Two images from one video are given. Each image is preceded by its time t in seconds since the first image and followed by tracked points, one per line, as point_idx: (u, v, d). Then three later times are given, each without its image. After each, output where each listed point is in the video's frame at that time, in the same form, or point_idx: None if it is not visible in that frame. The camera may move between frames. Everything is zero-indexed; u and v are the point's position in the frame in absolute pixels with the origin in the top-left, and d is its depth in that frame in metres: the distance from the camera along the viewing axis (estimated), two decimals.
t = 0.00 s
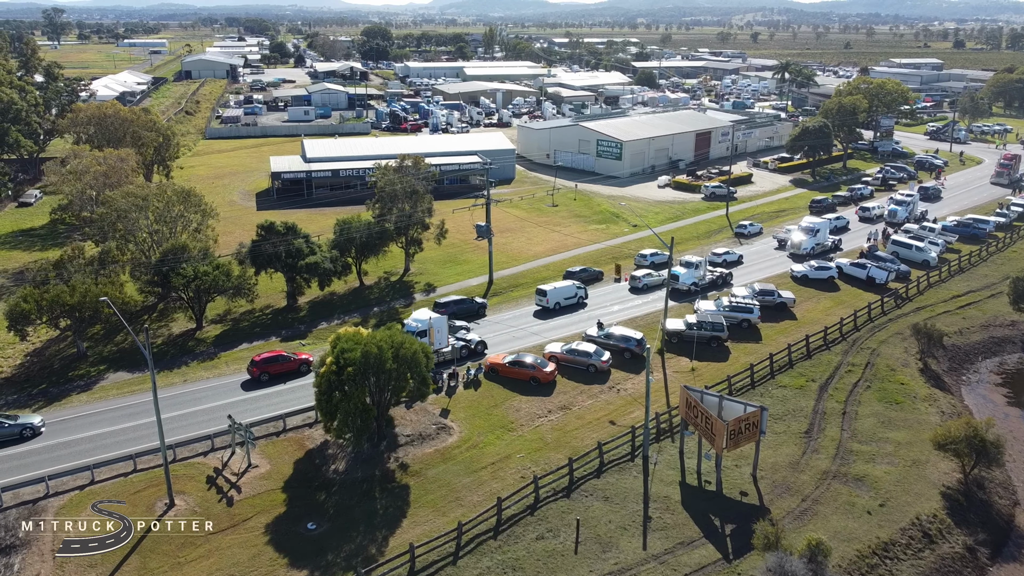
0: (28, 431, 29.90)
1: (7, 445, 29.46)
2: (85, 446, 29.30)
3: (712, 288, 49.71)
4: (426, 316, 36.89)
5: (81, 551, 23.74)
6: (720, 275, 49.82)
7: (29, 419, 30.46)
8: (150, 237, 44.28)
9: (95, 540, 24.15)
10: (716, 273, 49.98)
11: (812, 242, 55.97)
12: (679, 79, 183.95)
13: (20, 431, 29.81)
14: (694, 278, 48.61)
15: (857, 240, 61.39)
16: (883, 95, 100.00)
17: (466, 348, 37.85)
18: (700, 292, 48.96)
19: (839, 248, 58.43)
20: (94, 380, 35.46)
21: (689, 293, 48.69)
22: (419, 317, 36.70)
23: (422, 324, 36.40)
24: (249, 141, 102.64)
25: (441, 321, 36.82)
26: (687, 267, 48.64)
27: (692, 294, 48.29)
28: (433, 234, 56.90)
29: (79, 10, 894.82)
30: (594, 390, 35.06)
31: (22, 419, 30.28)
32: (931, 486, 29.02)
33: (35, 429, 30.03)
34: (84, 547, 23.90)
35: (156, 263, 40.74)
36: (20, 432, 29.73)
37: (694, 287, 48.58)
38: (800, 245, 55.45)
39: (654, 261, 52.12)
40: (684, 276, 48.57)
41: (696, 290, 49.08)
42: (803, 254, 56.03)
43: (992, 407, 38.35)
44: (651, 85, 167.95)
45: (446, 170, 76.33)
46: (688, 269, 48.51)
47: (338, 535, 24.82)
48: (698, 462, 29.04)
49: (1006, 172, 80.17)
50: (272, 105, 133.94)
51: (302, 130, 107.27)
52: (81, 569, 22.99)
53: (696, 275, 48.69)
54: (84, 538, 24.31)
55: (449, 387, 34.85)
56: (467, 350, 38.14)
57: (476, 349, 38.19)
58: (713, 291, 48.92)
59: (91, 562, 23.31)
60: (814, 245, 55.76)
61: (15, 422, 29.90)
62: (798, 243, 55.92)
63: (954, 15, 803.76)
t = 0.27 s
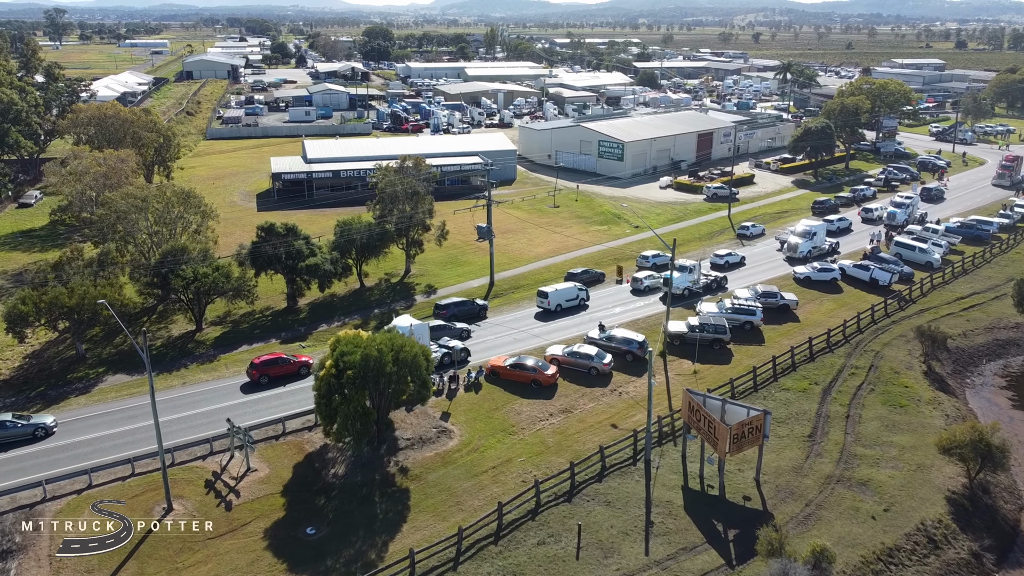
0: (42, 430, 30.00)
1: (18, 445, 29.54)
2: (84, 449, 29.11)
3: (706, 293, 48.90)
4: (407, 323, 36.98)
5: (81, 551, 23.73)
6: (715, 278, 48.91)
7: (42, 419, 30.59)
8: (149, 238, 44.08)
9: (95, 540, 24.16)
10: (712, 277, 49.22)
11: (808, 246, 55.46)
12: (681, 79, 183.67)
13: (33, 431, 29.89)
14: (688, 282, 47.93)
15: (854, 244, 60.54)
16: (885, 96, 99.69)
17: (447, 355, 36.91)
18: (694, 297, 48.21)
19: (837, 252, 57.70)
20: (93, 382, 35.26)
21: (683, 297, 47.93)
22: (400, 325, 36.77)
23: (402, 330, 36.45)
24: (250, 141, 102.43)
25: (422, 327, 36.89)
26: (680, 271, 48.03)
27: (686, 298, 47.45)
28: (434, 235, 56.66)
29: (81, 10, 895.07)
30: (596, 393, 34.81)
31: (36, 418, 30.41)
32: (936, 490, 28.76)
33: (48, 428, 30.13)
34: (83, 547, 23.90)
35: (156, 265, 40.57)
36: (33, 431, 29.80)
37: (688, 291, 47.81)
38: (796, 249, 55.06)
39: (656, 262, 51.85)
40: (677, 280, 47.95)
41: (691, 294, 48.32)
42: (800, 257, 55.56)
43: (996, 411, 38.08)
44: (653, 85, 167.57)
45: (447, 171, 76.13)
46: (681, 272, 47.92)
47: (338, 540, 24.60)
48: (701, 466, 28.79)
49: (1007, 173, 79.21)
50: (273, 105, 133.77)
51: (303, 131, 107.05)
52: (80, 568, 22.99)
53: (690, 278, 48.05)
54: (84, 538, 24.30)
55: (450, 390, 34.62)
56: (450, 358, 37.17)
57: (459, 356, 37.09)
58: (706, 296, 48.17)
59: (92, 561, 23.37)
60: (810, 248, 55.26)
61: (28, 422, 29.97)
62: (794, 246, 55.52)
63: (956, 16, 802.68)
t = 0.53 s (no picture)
0: (51, 431, 29.97)
1: (28, 446, 29.51)
2: (82, 453, 28.89)
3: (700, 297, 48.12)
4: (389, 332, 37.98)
5: (81, 551, 23.74)
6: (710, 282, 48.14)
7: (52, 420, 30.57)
8: (148, 239, 43.86)
9: (95, 540, 24.16)
10: (706, 281, 48.34)
11: (805, 249, 54.85)
12: (682, 80, 183.39)
13: (42, 432, 29.85)
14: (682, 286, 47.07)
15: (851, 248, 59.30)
16: (887, 96, 99.30)
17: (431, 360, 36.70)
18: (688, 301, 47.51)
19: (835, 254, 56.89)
20: (91, 385, 35.01)
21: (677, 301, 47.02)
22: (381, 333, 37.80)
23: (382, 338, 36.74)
24: (251, 142, 102.25)
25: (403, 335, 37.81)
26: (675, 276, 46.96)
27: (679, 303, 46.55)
28: (434, 236, 56.42)
29: (82, 10, 895.40)
30: (597, 396, 34.57)
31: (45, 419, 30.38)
32: (941, 495, 28.48)
33: (58, 429, 30.09)
34: (83, 547, 23.90)
35: (155, 266, 40.35)
36: (42, 432, 29.76)
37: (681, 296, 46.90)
38: (793, 251, 54.41)
39: (658, 264, 51.63)
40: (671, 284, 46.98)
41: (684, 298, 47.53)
42: (797, 260, 54.93)
43: (1001, 414, 37.79)
44: (655, 85, 167.18)
45: (448, 172, 75.90)
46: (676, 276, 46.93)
47: (337, 545, 24.35)
48: (704, 470, 28.53)
49: (1010, 175, 78.53)
50: (274, 106, 133.58)
51: (304, 131, 106.81)
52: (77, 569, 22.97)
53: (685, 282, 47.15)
54: (84, 539, 24.30)
55: (450, 393, 34.37)
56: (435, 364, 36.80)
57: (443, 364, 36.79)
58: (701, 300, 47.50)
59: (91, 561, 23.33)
60: (807, 251, 54.64)
61: (38, 423, 29.94)
62: (791, 249, 54.86)
63: (958, 16, 801.94)
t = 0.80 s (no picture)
0: (62, 433, 29.92)
1: (38, 447, 29.47)
2: (79, 458, 28.64)
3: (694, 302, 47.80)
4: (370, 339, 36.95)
5: (81, 551, 23.77)
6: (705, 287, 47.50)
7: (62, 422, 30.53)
8: (147, 241, 43.60)
9: (95, 540, 24.18)
10: (700, 286, 48.10)
11: (802, 253, 53.92)
12: (684, 81, 182.94)
13: (52, 433, 29.80)
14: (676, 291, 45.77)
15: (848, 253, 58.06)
16: (890, 97, 98.77)
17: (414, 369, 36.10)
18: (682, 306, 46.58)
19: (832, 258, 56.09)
20: (88, 388, 34.72)
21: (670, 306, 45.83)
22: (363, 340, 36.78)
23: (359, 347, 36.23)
24: (252, 143, 102.00)
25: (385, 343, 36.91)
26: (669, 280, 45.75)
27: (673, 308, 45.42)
28: (435, 238, 56.08)
29: (83, 11, 896.37)
30: (599, 400, 34.23)
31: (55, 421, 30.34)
32: (948, 502, 28.12)
33: (68, 431, 30.04)
34: (83, 547, 23.94)
35: (154, 268, 40.06)
36: (52, 434, 29.71)
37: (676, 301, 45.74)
38: (790, 255, 53.42)
39: (660, 266, 51.48)
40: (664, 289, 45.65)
41: (678, 303, 46.52)
42: (794, 264, 53.93)
43: (1007, 419, 37.41)
44: (656, 86, 166.75)
45: (449, 173, 75.59)
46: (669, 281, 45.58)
47: (336, 553, 24.03)
48: (707, 476, 28.19)
49: (1012, 177, 77.58)
50: (275, 106, 133.30)
51: (305, 132, 106.54)
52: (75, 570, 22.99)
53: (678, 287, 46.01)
54: (83, 539, 24.34)
55: (450, 397, 34.03)
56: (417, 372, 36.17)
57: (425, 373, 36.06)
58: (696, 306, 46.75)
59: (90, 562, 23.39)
60: (803, 255, 53.67)
61: (48, 424, 29.91)
62: (788, 253, 53.87)
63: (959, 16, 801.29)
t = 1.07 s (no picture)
0: (71, 434, 29.85)
1: (47, 449, 29.35)
2: (75, 463, 28.35)
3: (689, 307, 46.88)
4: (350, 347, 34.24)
5: (81, 551, 23.77)
6: (698, 292, 46.87)
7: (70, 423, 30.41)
8: (146, 243, 43.35)
9: (95, 540, 24.18)
10: (694, 290, 47.20)
11: (799, 256, 53.10)
12: (686, 81, 182.48)
13: (61, 435, 29.66)
14: (669, 296, 45.07)
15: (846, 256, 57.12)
16: (894, 97, 98.21)
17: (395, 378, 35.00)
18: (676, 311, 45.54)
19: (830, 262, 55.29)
20: (86, 392, 34.42)
21: (664, 311, 45.07)
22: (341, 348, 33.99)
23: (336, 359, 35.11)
24: (252, 143, 101.75)
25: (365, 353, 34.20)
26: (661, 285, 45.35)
27: (667, 313, 44.81)
28: (435, 239, 55.75)
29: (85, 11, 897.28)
30: (601, 404, 33.89)
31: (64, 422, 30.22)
32: (954, 508, 27.74)
33: (77, 433, 29.97)
34: (83, 547, 23.93)
35: (152, 271, 39.78)
36: (61, 435, 29.61)
37: (669, 305, 45.11)
38: (787, 259, 52.56)
39: (662, 268, 51.19)
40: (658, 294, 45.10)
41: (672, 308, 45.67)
42: (791, 268, 53.09)
43: (1014, 423, 37.00)
44: (658, 86, 166.34)
45: (450, 174, 75.30)
46: (661, 286, 45.07)
47: (334, 560, 23.70)
48: (710, 482, 27.83)
49: (1015, 179, 77.37)
50: (276, 106, 132.98)
51: (306, 133, 106.28)
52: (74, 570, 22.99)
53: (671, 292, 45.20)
54: (84, 539, 24.33)
55: (450, 401, 33.69)
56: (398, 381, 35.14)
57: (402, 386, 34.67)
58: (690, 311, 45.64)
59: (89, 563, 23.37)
60: (800, 259, 52.81)
61: (57, 426, 29.76)
62: (785, 256, 53.04)
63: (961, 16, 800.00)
